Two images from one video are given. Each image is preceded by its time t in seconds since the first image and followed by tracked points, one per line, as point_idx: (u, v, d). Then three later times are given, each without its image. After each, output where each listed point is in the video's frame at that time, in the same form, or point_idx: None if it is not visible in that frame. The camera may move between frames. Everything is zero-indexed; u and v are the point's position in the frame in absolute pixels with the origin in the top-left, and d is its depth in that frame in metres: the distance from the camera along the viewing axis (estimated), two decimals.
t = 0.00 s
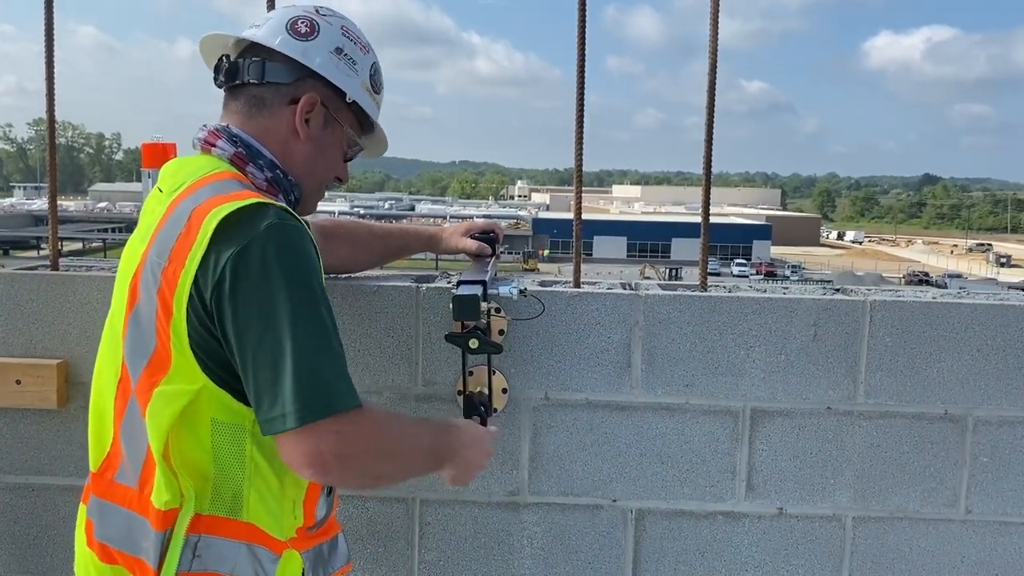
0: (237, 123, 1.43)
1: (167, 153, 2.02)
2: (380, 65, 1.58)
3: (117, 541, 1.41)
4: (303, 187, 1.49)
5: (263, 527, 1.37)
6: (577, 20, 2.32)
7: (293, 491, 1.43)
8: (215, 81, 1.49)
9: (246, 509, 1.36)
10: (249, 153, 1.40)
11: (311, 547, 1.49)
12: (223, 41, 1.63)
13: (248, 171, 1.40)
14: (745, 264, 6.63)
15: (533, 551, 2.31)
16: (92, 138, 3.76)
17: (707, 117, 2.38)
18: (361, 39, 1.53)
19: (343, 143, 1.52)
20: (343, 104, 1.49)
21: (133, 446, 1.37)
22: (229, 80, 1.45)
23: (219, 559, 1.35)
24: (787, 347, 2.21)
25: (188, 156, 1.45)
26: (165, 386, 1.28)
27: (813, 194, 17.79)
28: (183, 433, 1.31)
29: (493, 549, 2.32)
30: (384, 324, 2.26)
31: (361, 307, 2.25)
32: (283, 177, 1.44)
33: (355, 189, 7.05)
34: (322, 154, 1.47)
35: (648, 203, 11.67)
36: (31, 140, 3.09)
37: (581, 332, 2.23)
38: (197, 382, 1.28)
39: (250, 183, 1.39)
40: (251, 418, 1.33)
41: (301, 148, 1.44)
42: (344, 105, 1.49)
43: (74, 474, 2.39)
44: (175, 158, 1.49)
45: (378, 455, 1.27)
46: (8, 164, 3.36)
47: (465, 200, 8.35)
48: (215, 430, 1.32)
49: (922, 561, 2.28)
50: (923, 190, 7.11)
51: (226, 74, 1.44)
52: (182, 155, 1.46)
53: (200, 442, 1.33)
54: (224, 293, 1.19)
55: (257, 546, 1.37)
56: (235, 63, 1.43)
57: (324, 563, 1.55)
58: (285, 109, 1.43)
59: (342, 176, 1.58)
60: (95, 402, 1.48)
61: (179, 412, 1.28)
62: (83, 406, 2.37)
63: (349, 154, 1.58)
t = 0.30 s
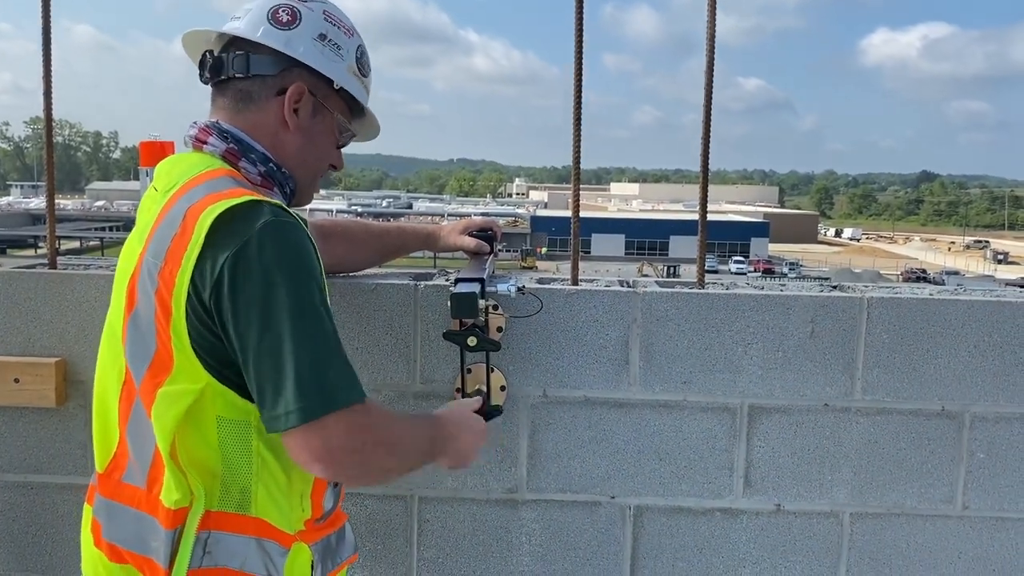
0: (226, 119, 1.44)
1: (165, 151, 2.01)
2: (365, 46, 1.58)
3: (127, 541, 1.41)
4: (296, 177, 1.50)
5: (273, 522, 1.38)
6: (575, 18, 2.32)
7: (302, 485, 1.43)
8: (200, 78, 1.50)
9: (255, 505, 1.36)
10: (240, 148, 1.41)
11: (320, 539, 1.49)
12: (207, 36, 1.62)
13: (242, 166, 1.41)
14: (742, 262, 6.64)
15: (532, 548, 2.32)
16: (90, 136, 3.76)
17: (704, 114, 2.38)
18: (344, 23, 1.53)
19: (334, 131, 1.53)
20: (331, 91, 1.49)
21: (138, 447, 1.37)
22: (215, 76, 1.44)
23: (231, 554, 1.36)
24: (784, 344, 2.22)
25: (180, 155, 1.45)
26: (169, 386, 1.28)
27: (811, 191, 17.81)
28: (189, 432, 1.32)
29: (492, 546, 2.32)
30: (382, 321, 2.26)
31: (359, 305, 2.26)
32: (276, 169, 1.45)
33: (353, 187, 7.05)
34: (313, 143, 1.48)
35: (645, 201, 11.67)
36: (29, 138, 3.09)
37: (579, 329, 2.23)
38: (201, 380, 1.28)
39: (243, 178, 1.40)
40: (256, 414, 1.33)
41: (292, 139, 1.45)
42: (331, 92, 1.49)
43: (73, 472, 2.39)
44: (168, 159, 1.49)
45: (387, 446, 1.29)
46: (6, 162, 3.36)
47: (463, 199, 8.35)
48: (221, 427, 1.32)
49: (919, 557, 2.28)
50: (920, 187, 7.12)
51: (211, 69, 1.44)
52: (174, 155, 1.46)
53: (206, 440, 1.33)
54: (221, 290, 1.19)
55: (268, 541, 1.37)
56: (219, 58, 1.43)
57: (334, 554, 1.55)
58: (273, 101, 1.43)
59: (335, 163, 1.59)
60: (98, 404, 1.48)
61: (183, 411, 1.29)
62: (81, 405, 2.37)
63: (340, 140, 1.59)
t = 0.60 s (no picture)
0: (210, 116, 1.44)
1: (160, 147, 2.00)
2: (349, 46, 1.59)
3: (115, 538, 1.41)
4: (282, 174, 1.50)
5: (259, 517, 1.38)
6: (571, 17, 2.32)
7: (289, 478, 1.42)
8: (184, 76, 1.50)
9: (241, 499, 1.36)
10: (222, 144, 1.41)
11: (311, 534, 1.49)
12: (192, 35, 1.63)
13: (224, 161, 1.41)
14: (740, 260, 6.66)
15: (528, 545, 2.32)
16: (87, 135, 3.76)
17: (700, 113, 2.39)
18: (327, 21, 1.54)
19: (320, 128, 1.53)
20: (315, 88, 1.50)
21: (124, 441, 1.38)
22: (198, 74, 1.45)
23: (218, 549, 1.36)
24: (780, 342, 2.22)
25: (162, 155, 1.46)
26: (152, 378, 1.29)
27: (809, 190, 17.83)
28: (173, 425, 1.32)
29: (488, 544, 2.33)
30: (378, 319, 2.27)
31: (355, 303, 2.26)
32: (259, 165, 1.45)
33: (350, 186, 7.05)
34: (298, 140, 1.49)
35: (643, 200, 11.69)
36: (26, 137, 3.09)
37: (575, 328, 2.24)
38: (182, 372, 1.29)
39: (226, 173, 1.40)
40: (240, 407, 1.33)
41: (277, 136, 1.45)
42: (316, 88, 1.50)
43: (70, 471, 2.39)
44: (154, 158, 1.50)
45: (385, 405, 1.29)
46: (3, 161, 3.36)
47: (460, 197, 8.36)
48: (204, 420, 1.33)
49: (914, 554, 2.29)
50: (917, 186, 7.13)
51: (196, 67, 1.44)
52: (158, 154, 1.47)
53: (190, 433, 1.34)
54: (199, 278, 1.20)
55: (256, 535, 1.38)
56: (204, 57, 1.43)
57: (326, 549, 1.54)
58: (258, 98, 1.43)
59: (321, 161, 1.60)
60: (88, 402, 1.49)
61: (166, 403, 1.29)
62: (78, 404, 2.37)
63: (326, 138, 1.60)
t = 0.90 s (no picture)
0: (209, 117, 1.42)
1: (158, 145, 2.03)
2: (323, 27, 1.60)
3: (119, 529, 1.41)
4: (283, 165, 1.51)
5: (263, 509, 1.36)
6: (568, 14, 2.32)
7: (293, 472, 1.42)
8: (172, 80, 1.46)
9: (245, 492, 1.36)
10: (224, 141, 1.40)
11: (312, 527, 1.48)
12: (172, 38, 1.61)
13: (226, 158, 1.40)
14: (737, 258, 6.66)
15: (525, 543, 2.32)
16: (84, 133, 3.75)
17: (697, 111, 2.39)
18: (301, 7, 1.54)
19: (310, 115, 1.55)
20: (307, 76, 1.51)
21: (130, 433, 1.38)
22: (192, 77, 1.42)
23: (221, 541, 1.35)
24: (777, 340, 2.22)
25: (166, 148, 1.45)
26: (158, 372, 1.29)
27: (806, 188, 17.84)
28: (179, 417, 1.32)
29: (485, 542, 2.33)
30: (375, 316, 2.26)
31: (353, 301, 2.26)
32: (261, 159, 1.45)
33: (347, 184, 7.04)
34: (296, 131, 1.49)
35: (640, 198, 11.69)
36: (22, 135, 3.08)
37: (572, 325, 2.24)
38: (190, 365, 1.29)
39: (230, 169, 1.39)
40: (246, 401, 1.33)
41: (281, 130, 1.45)
42: (305, 76, 1.51)
43: (67, 468, 2.39)
44: (158, 152, 1.49)
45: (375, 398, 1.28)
46: None
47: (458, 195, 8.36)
48: (210, 413, 1.33)
49: (911, 551, 2.30)
50: (915, 184, 7.14)
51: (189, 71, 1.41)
52: (162, 146, 1.46)
53: (196, 426, 1.33)
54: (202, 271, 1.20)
55: (258, 528, 1.36)
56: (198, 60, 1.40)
57: (327, 541, 1.54)
58: (260, 95, 1.43)
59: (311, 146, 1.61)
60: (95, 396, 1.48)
61: (173, 396, 1.29)
62: (75, 402, 2.37)
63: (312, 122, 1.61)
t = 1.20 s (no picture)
0: (194, 111, 1.40)
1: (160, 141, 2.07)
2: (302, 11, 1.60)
3: (115, 531, 1.41)
4: (274, 154, 1.50)
5: (262, 506, 1.36)
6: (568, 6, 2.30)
7: (293, 468, 1.41)
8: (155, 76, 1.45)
9: (243, 490, 1.35)
10: (211, 136, 1.39)
11: (314, 523, 1.47)
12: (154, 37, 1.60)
13: (215, 153, 1.40)
14: (738, 253, 6.65)
15: (525, 538, 2.32)
16: (84, 127, 3.74)
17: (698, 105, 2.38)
18: None
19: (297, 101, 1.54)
20: (288, 61, 1.51)
21: (126, 433, 1.38)
22: (174, 74, 1.41)
23: (218, 540, 1.35)
24: (778, 335, 2.22)
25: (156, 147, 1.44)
26: (153, 374, 1.29)
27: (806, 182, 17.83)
28: (174, 418, 1.32)
29: (485, 537, 2.33)
30: (374, 311, 2.26)
31: (352, 295, 2.25)
32: (250, 151, 1.44)
33: (347, 178, 7.03)
34: (285, 117, 1.49)
35: (641, 193, 11.68)
36: (21, 129, 3.07)
37: (572, 320, 2.23)
38: (184, 367, 1.28)
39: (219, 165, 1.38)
40: (242, 400, 1.32)
41: (269, 118, 1.45)
42: (288, 61, 1.51)
43: (66, 463, 2.38)
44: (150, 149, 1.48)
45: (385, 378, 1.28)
46: None
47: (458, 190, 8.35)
48: (206, 413, 1.32)
49: (911, 546, 2.30)
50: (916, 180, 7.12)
51: (171, 67, 1.41)
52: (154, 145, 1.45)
53: (192, 426, 1.33)
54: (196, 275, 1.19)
55: (256, 525, 1.36)
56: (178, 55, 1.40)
57: (327, 535, 1.53)
58: (244, 85, 1.43)
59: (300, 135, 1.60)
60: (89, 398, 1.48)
61: (168, 398, 1.29)
62: (74, 396, 2.37)
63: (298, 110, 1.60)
